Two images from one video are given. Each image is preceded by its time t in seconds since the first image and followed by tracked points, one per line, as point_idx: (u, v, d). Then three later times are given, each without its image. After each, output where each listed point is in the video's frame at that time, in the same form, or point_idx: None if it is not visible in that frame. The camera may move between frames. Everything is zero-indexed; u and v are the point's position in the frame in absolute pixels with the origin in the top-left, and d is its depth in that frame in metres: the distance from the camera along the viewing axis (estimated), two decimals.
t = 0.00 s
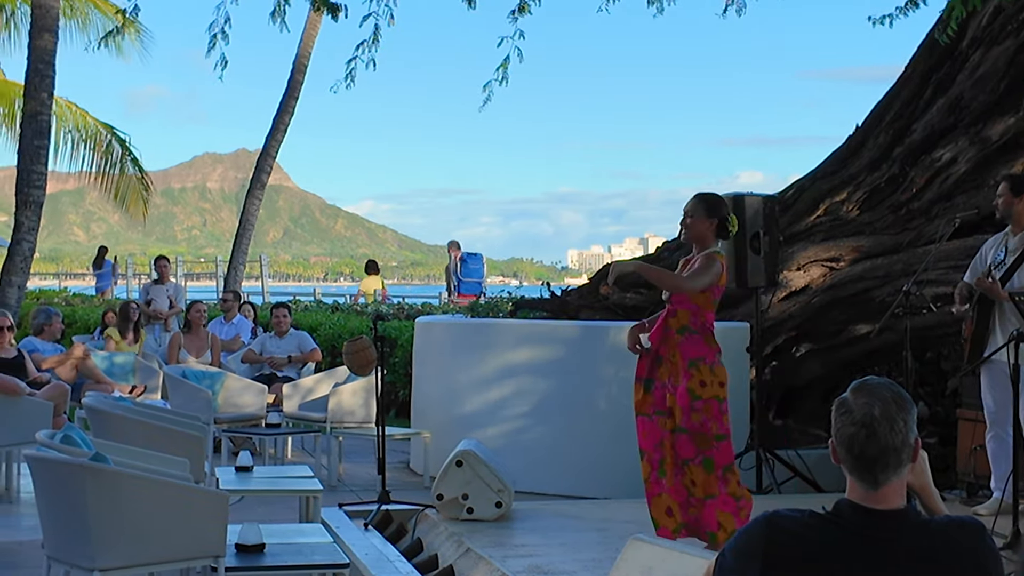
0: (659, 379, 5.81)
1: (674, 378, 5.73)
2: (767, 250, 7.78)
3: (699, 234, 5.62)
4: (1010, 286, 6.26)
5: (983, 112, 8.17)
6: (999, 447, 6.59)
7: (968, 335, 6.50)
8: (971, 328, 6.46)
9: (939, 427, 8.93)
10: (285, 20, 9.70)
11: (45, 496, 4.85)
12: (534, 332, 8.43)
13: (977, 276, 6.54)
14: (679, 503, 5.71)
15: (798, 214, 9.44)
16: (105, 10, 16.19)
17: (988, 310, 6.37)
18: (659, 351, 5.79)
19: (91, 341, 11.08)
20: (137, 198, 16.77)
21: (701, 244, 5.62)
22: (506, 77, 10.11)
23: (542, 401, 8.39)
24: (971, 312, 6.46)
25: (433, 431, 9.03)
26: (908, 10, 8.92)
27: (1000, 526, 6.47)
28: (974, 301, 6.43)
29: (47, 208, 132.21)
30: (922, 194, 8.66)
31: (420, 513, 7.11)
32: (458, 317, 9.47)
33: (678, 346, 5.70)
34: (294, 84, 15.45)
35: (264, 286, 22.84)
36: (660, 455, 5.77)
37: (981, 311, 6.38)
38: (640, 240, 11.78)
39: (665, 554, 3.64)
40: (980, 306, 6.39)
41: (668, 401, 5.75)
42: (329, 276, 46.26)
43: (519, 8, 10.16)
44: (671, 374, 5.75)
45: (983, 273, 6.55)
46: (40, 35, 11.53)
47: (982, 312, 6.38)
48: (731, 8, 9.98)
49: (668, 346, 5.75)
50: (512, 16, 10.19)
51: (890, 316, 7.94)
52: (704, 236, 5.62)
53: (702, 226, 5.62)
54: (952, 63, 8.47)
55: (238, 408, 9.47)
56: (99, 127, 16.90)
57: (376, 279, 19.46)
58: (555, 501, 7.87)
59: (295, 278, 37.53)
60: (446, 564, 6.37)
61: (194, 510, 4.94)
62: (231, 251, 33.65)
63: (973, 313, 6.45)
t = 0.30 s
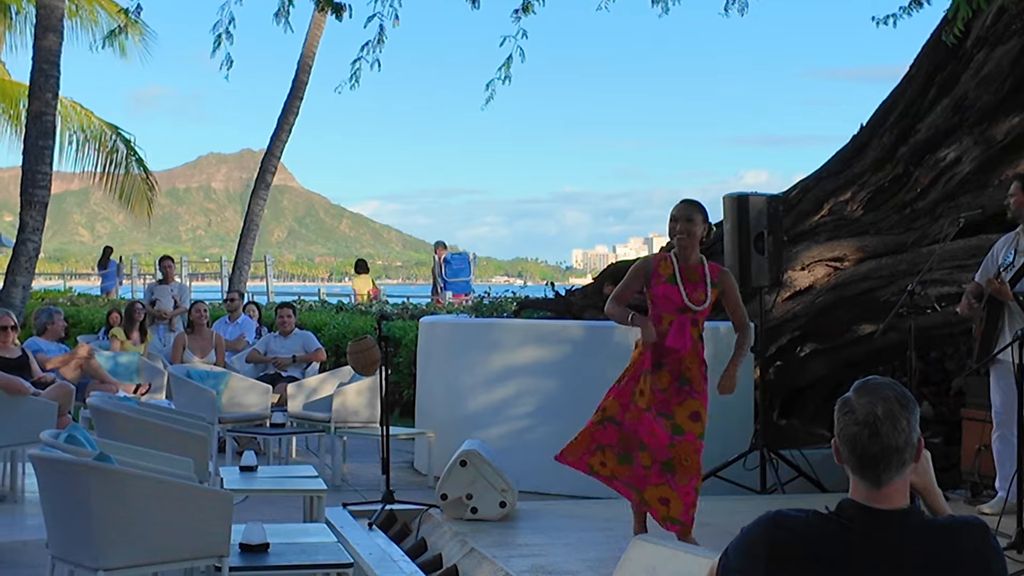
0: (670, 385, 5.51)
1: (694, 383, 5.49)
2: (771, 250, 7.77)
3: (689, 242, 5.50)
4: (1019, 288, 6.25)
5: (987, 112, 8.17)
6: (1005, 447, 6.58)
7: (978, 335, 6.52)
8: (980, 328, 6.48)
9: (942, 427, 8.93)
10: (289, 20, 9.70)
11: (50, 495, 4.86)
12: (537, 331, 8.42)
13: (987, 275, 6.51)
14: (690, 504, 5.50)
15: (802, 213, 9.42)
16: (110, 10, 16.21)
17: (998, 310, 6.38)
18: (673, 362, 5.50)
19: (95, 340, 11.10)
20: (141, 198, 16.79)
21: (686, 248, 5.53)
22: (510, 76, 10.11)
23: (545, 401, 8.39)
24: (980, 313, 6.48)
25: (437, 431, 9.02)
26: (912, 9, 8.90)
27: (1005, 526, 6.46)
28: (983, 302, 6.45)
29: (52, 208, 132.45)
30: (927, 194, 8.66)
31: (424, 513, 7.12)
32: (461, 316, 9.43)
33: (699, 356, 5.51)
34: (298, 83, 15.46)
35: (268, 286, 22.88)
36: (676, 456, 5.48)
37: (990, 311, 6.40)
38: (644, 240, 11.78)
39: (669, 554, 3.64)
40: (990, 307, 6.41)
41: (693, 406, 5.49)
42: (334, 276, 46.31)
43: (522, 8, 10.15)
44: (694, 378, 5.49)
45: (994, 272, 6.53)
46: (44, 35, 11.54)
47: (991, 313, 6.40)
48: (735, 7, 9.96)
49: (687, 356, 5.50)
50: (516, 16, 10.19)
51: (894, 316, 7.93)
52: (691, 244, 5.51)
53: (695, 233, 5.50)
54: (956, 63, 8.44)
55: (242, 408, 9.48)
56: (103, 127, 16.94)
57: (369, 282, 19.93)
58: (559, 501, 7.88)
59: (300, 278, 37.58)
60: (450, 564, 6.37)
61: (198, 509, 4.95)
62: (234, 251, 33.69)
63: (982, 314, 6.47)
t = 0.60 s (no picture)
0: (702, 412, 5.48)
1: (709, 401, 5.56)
2: (772, 250, 7.77)
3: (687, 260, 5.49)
4: None
5: (989, 112, 8.17)
6: (1007, 447, 6.58)
7: (985, 335, 6.51)
8: (987, 328, 6.46)
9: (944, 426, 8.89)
10: (290, 21, 9.71)
11: (51, 495, 4.87)
12: (539, 331, 8.42)
13: (995, 275, 6.50)
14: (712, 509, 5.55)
15: (804, 213, 9.41)
16: (112, 10, 16.22)
17: (1005, 310, 6.36)
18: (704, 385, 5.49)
19: (97, 341, 11.11)
20: (143, 197, 16.81)
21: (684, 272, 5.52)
22: (512, 76, 10.11)
23: (547, 401, 8.39)
24: (987, 313, 6.46)
25: (438, 431, 9.02)
26: (913, 9, 8.89)
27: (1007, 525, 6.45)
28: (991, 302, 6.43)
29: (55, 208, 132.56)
30: (929, 194, 8.67)
31: (425, 513, 7.12)
32: (463, 316, 9.42)
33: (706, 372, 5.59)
34: (300, 84, 15.47)
35: (270, 286, 22.91)
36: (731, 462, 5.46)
37: (997, 311, 6.38)
38: (645, 240, 11.78)
39: (670, 554, 3.65)
40: (997, 306, 6.40)
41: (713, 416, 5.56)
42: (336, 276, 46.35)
43: (524, 8, 10.16)
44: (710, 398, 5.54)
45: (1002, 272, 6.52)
46: (46, 35, 11.55)
47: (998, 313, 6.38)
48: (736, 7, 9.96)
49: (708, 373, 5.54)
50: (517, 16, 10.19)
51: (895, 315, 7.92)
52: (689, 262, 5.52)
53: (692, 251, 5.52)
54: (958, 63, 8.44)
55: (244, 408, 9.49)
56: (106, 127, 16.95)
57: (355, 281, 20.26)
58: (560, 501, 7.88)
59: (302, 278, 37.62)
60: (452, 564, 6.37)
61: (198, 509, 4.95)
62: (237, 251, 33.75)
63: (989, 314, 6.46)
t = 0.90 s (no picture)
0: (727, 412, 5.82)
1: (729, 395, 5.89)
2: (772, 250, 7.77)
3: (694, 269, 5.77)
4: None
5: (989, 112, 8.18)
6: (1009, 447, 6.56)
7: (988, 335, 6.48)
8: (991, 328, 6.44)
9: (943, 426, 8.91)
10: (290, 20, 9.71)
11: (51, 495, 4.87)
12: (539, 331, 8.43)
13: (999, 275, 6.48)
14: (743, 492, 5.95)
15: (804, 213, 9.41)
16: (113, 10, 16.22)
17: (1008, 311, 6.35)
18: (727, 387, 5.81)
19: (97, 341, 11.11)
20: (143, 197, 16.82)
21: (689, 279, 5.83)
22: (512, 77, 10.11)
23: (547, 401, 8.40)
24: (993, 312, 6.45)
25: (438, 431, 9.02)
26: (914, 8, 8.88)
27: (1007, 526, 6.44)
28: (996, 301, 6.44)
29: (56, 208, 132.72)
30: (929, 194, 8.66)
31: (425, 513, 7.13)
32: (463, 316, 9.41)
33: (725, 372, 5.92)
34: (300, 83, 15.46)
35: (271, 286, 22.88)
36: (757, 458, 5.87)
37: (1000, 312, 6.37)
38: (646, 240, 11.78)
39: (670, 554, 3.64)
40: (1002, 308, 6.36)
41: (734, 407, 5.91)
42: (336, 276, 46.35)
43: (524, 8, 10.16)
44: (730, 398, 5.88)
45: (1006, 272, 6.48)
46: (46, 34, 11.55)
47: (1002, 314, 6.36)
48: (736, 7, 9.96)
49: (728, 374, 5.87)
50: (517, 16, 10.19)
51: (895, 315, 7.91)
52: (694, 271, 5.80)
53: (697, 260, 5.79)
54: (958, 62, 8.44)
55: (244, 408, 9.48)
56: (106, 127, 16.94)
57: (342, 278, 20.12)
58: (559, 501, 7.88)
59: (302, 278, 37.58)
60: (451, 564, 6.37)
61: (198, 509, 4.95)
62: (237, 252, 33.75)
63: (994, 313, 6.45)
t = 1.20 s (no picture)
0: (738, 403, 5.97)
1: (745, 386, 6.00)
2: (771, 250, 7.77)
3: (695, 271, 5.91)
4: None
5: (988, 112, 8.18)
6: (1007, 448, 6.55)
7: (989, 334, 6.49)
8: (992, 328, 6.44)
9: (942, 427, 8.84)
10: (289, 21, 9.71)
11: (50, 495, 4.87)
12: (538, 330, 8.43)
13: (1001, 276, 6.47)
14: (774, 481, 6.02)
15: (803, 213, 9.42)
16: (113, 11, 16.24)
17: (1010, 312, 6.36)
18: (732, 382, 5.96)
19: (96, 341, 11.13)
20: (143, 197, 16.83)
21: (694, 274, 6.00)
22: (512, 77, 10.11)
23: (546, 401, 8.39)
24: (994, 313, 6.45)
25: (437, 431, 9.02)
26: (912, 8, 8.88)
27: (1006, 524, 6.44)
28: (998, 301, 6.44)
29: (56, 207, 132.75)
30: (927, 194, 8.66)
31: (424, 513, 7.13)
32: (462, 315, 9.41)
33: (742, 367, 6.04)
34: (300, 83, 15.46)
35: (270, 286, 22.89)
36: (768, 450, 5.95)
37: (1001, 312, 6.38)
38: (645, 239, 11.78)
39: (669, 554, 3.64)
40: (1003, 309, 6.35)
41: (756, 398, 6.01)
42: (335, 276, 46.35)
43: (523, 8, 10.16)
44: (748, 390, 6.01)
45: (1007, 273, 6.47)
46: (46, 35, 11.56)
47: (1003, 315, 6.37)
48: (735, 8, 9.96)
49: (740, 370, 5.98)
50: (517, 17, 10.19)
51: (893, 315, 7.89)
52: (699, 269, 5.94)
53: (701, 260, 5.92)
54: (957, 62, 8.44)
55: (243, 408, 9.47)
56: (105, 127, 16.95)
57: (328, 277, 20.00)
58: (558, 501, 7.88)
59: (301, 278, 37.59)
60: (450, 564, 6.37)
61: (197, 509, 4.95)
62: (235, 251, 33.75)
63: (996, 314, 6.45)
